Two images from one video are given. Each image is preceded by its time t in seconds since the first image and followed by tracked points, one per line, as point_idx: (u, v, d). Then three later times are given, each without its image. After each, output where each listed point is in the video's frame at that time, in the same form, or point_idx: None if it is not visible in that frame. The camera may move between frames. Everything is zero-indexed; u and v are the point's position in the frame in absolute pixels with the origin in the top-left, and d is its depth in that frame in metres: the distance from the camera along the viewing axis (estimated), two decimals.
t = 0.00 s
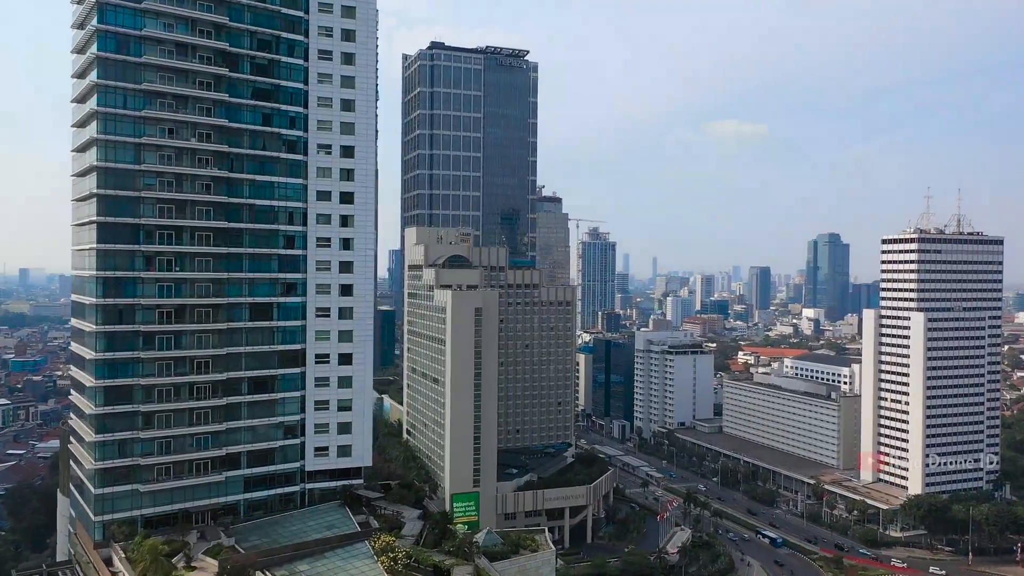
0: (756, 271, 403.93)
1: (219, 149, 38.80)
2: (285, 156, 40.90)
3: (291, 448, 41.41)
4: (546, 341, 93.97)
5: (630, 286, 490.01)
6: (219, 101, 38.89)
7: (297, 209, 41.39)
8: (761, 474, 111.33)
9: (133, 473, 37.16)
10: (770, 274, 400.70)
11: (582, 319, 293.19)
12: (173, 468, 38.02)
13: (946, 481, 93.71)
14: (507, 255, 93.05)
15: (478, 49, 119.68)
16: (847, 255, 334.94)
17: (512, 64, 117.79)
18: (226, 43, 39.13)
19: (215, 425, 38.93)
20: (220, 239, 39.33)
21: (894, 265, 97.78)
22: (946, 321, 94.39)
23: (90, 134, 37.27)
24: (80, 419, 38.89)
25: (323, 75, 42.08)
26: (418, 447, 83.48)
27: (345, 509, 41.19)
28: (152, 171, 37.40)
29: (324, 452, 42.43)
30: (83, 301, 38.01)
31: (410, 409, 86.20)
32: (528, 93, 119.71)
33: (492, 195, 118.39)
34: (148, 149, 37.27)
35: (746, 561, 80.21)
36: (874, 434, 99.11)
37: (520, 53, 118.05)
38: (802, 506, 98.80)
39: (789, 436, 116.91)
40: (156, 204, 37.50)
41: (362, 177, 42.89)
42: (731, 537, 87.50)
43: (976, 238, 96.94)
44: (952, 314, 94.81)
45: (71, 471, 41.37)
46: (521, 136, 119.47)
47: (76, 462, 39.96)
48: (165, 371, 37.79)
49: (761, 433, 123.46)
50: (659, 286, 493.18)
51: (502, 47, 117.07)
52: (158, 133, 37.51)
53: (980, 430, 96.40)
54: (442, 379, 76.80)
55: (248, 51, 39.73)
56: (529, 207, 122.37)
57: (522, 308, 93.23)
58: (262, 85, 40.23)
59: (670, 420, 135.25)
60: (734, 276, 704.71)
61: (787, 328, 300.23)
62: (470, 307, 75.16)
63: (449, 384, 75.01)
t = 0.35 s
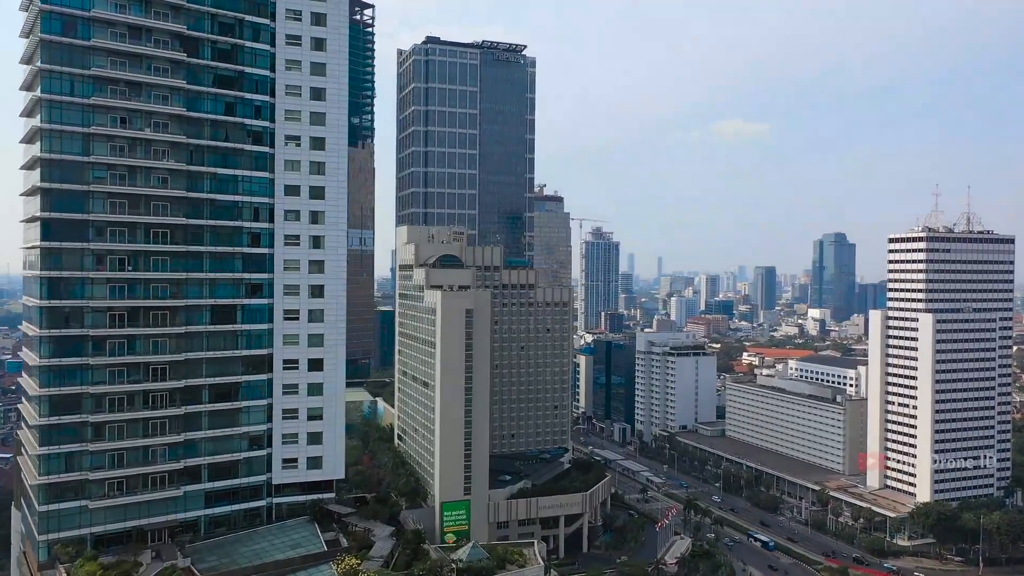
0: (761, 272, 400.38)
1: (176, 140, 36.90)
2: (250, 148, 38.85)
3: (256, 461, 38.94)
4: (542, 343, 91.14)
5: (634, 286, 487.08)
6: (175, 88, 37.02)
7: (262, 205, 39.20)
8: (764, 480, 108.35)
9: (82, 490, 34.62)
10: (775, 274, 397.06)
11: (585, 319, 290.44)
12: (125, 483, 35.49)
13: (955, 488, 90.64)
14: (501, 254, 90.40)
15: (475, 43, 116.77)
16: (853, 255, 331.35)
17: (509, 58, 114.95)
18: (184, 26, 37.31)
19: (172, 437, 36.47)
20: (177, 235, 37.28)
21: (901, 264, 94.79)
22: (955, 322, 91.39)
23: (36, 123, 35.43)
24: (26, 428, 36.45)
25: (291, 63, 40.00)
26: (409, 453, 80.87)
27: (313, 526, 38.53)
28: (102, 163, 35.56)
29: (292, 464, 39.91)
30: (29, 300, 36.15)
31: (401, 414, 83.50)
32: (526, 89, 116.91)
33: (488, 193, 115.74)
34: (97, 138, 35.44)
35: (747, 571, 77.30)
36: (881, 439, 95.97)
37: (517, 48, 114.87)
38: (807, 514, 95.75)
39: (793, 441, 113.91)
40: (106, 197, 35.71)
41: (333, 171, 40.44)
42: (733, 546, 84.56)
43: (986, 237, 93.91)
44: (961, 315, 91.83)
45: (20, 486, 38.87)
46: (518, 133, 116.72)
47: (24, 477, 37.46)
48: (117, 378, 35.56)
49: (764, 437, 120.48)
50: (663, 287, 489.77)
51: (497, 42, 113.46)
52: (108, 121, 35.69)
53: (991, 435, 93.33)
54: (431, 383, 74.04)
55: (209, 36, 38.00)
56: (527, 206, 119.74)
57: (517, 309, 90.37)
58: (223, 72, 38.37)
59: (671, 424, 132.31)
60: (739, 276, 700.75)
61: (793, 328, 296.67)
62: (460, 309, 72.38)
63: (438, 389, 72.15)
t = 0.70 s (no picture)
0: (767, 272, 396.55)
1: (126, 130, 35.34)
2: (208, 139, 37.39)
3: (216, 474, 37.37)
4: (538, 345, 88.40)
5: (638, 286, 483.30)
6: (124, 74, 35.43)
7: (223, 201, 37.81)
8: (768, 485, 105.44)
9: (24, 506, 32.85)
10: (781, 274, 393.25)
11: (589, 319, 287.16)
12: (71, 500, 33.75)
13: (966, 495, 87.59)
14: (495, 253, 87.79)
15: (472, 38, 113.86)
16: (860, 255, 327.49)
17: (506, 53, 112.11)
18: (132, 5, 35.72)
19: (123, 448, 34.86)
20: (128, 233, 35.78)
21: (909, 264, 91.74)
22: (966, 324, 88.29)
23: None
24: None
25: (253, 50, 38.58)
26: (398, 459, 78.32)
27: (275, 546, 36.15)
28: (43, 153, 33.75)
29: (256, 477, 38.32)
30: None
31: (391, 418, 80.87)
32: (524, 85, 114.18)
33: (485, 191, 113.09)
34: (37, 126, 33.66)
35: None
36: (889, 444, 92.84)
37: (514, 42, 111.95)
38: (812, 521, 92.73)
39: (798, 445, 110.93)
40: (49, 190, 34.06)
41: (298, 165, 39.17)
42: (735, 556, 81.61)
43: (997, 235, 90.81)
44: (972, 316, 88.79)
45: None
46: (515, 130, 114.11)
47: None
48: (62, 385, 33.93)
49: (768, 441, 117.61)
50: (668, 287, 486.10)
51: (494, 36, 110.80)
52: (49, 108, 33.93)
53: (1002, 440, 90.27)
54: (420, 387, 71.45)
55: (163, 17, 36.49)
56: (525, 204, 117.12)
57: (513, 309, 87.58)
58: (178, 57, 36.80)
59: (673, 427, 129.40)
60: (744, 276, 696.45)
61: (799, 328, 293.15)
62: (450, 310, 69.73)
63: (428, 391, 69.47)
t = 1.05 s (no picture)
0: (774, 271, 392.71)
1: (68, 117, 33.73)
2: (160, 127, 35.91)
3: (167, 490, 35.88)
4: (534, 347, 85.71)
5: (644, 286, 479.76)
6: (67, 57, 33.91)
7: (175, 194, 36.34)
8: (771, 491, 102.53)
9: None
10: (788, 274, 389.42)
11: (593, 319, 283.77)
12: (7, 519, 32.09)
13: (977, 504, 84.49)
14: (490, 253, 85.17)
15: (468, 32, 111.14)
16: (867, 255, 323.62)
17: (503, 48, 109.39)
18: None
19: (64, 463, 33.34)
20: (72, 231, 34.14)
21: (918, 263, 88.68)
22: (977, 326, 85.23)
23: None
24: None
25: (211, 32, 37.01)
26: (387, 466, 75.73)
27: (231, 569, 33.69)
28: None
29: (211, 495, 36.80)
30: None
31: (381, 423, 78.31)
32: (521, 80, 111.44)
33: (482, 189, 110.34)
34: None
35: None
36: (897, 450, 89.78)
37: (512, 36, 109.27)
38: (816, 530, 89.82)
39: (803, 449, 108.00)
40: None
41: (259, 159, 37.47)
42: (737, 567, 78.66)
43: (1010, 234, 87.66)
44: (983, 317, 85.69)
45: None
46: (512, 126, 111.35)
47: None
48: None
49: (772, 445, 114.74)
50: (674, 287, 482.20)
51: (491, 30, 108.16)
52: None
53: (1015, 446, 87.12)
54: (408, 392, 68.84)
55: None
56: (523, 202, 114.38)
57: (508, 310, 84.90)
58: (127, 39, 35.28)
59: (675, 431, 126.48)
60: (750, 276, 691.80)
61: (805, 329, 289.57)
62: (439, 311, 67.09)
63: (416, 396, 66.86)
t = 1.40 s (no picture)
0: (780, 271, 389.05)
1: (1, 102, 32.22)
2: (101, 114, 34.64)
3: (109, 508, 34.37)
4: (529, 349, 82.88)
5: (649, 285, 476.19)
6: None
7: (118, 186, 35.19)
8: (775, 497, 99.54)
9: None
10: (794, 273, 385.63)
11: (597, 320, 280.69)
12: None
13: (989, 512, 81.37)
14: (483, 252, 82.46)
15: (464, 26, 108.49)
16: (875, 254, 319.83)
17: (500, 42, 106.69)
18: None
19: None
20: (5, 229, 32.60)
21: (927, 263, 85.60)
22: (988, 327, 82.12)
23: None
24: None
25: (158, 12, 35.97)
26: (375, 473, 73.01)
27: None
28: None
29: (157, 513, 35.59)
30: None
31: (369, 429, 75.64)
32: (518, 75, 108.77)
33: (478, 187, 107.62)
34: None
35: None
36: (905, 456, 86.71)
37: (509, 30, 106.63)
38: (820, 538, 86.83)
39: (808, 454, 104.97)
40: None
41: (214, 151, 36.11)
42: None
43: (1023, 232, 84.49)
44: (995, 318, 82.57)
45: None
46: (509, 122, 108.62)
47: None
48: None
49: (776, 450, 111.70)
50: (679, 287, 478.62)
51: (488, 23, 105.55)
52: None
53: None
54: (395, 396, 66.13)
55: None
56: (520, 200, 111.65)
57: (502, 311, 82.10)
58: (66, 20, 33.93)
59: (676, 435, 123.64)
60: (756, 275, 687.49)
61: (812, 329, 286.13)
62: (426, 312, 64.37)
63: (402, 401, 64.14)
